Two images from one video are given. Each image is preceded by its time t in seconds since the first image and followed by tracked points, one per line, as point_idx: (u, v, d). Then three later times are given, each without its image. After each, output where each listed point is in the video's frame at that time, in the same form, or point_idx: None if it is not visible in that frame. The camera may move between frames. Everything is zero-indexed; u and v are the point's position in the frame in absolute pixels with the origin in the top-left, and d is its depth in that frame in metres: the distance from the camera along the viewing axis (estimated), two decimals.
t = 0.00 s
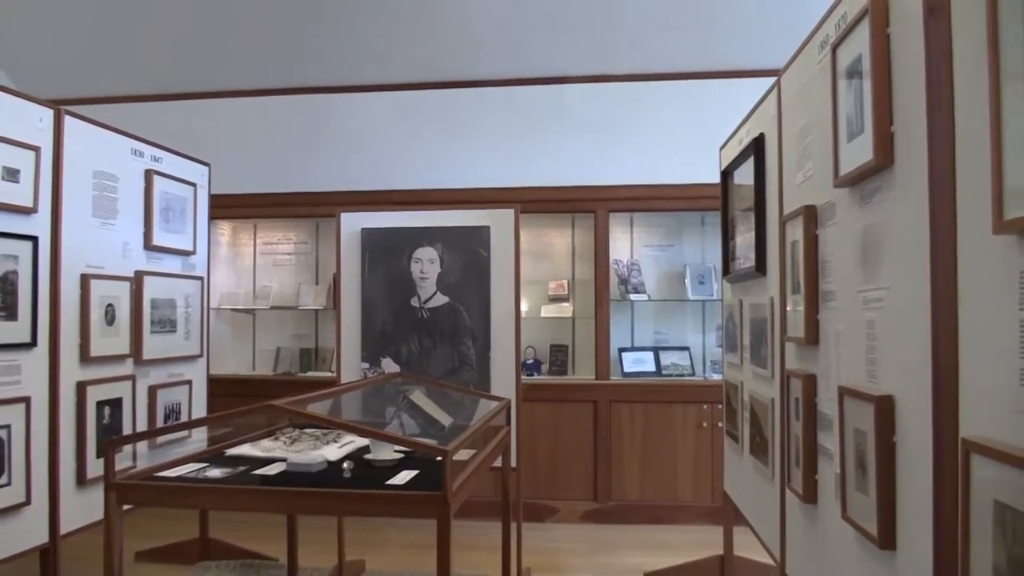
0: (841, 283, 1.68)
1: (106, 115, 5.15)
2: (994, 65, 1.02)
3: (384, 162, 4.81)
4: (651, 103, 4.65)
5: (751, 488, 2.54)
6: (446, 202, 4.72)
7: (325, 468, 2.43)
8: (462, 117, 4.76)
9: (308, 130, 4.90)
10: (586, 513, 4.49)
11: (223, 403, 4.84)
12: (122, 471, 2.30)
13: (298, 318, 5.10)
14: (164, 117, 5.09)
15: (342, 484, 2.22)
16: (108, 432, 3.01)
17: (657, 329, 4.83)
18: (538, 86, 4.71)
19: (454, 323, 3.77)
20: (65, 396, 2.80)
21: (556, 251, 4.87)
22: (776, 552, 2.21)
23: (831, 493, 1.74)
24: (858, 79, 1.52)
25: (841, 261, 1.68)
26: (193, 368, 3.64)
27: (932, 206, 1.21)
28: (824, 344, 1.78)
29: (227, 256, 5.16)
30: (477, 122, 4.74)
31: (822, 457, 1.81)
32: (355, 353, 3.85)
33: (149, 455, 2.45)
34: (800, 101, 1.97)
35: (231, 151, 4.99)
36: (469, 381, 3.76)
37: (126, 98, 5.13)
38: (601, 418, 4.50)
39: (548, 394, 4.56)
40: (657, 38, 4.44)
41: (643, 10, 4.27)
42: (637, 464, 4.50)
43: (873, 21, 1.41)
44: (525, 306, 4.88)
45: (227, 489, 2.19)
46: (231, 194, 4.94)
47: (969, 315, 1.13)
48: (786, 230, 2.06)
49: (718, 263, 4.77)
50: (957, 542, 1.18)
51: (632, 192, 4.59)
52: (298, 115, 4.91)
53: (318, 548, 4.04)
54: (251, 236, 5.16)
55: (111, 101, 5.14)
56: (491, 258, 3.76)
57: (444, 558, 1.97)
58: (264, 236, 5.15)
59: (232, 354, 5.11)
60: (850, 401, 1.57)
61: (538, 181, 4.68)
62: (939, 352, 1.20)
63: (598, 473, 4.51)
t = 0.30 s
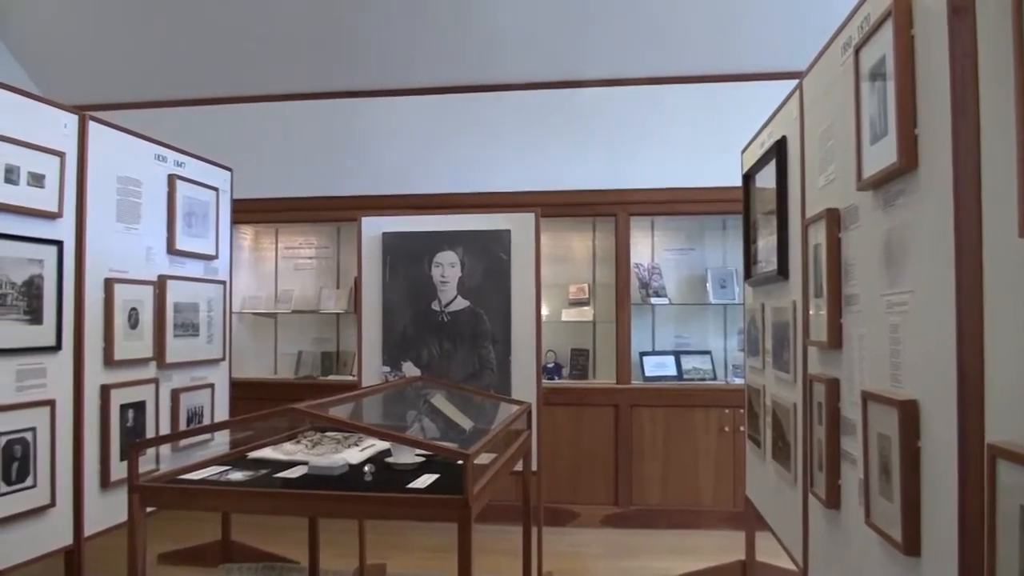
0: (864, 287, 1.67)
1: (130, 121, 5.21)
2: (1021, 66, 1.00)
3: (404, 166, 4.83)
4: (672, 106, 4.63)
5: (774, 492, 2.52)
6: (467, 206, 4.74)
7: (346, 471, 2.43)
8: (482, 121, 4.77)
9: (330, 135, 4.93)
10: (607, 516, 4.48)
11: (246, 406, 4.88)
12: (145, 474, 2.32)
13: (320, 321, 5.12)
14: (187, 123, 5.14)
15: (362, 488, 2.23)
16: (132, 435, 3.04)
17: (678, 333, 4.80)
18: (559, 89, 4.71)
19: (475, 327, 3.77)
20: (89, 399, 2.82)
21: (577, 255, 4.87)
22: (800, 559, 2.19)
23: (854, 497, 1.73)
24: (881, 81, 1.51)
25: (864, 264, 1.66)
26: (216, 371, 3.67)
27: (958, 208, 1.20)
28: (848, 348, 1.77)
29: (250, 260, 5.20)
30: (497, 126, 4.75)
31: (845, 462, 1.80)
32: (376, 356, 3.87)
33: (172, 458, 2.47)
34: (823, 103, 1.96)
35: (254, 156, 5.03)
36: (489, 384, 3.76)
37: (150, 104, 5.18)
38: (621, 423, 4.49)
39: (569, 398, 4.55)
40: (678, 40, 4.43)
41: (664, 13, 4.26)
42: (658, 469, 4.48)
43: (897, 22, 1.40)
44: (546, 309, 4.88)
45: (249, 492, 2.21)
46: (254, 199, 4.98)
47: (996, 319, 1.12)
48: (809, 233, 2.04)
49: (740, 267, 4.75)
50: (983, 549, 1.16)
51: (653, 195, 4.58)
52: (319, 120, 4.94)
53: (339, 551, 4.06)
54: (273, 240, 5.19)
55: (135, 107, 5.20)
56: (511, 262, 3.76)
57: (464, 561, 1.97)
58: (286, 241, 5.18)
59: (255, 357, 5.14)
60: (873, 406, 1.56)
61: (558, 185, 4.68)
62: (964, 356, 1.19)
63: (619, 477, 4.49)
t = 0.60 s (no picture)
0: (882, 289, 1.66)
1: (149, 124, 5.25)
2: None
3: (420, 168, 4.84)
4: (689, 108, 4.62)
5: (791, 496, 2.51)
6: (483, 208, 4.75)
7: (362, 473, 2.44)
8: (498, 124, 4.77)
9: (347, 138, 4.95)
10: (623, 520, 4.47)
11: (263, 408, 4.90)
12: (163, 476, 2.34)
13: (336, 324, 5.14)
14: (204, 126, 5.17)
15: (378, 490, 2.24)
16: (149, 437, 3.06)
17: (694, 335, 4.79)
18: (575, 91, 4.70)
19: (491, 330, 3.78)
20: (107, 401, 2.85)
21: (592, 257, 4.86)
22: (817, 563, 2.17)
23: (872, 501, 1.72)
24: (899, 82, 1.50)
25: (882, 266, 1.65)
26: (233, 374, 3.69)
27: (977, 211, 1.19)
28: (865, 350, 1.76)
29: (267, 263, 5.23)
30: (513, 128, 4.76)
31: (863, 465, 1.78)
32: (392, 359, 3.88)
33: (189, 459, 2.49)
34: (840, 105, 1.95)
35: (270, 159, 5.05)
36: (505, 387, 3.76)
37: (168, 108, 5.22)
38: (637, 425, 4.48)
39: (584, 400, 4.55)
40: (694, 42, 4.41)
41: (679, 14, 4.25)
42: (674, 472, 4.47)
43: (915, 24, 1.39)
44: (561, 312, 4.88)
45: (265, 493, 2.22)
46: (271, 202, 5.01)
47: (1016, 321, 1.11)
48: (827, 235, 2.03)
49: (756, 270, 4.73)
50: (1004, 553, 1.15)
51: (669, 198, 4.57)
52: (335, 124, 4.97)
53: (355, 553, 4.07)
54: (290, 243, 5.21)
55: (154, 111, 5.24)
56: (527, 265, 3.76)
57: (480, 564, 1.97)
58: (302, 243, 5.20)
59: (272, 360, 5.16)
60: (891, 409, 1.55)
61: (574, 187, 4.68)
62: (985, 359, 1.18)
63: (635, 480, 4.48)
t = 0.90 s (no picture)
0: (898, 291, 1.65)
1: (164, 127, 5.28)
2: None
3: (434, 170, 4.85)
4: (703, 109, 4.61)
5: (806, 498, 2.49)
6: (496, 210, 4.75)
7: (376, 474, 2.45)
8: (511, 125, 4.78)
9: (361, 140, 4.96)
10: (637, 521, 4.46)
11: (277, 410, 4.92)
12: (178, 476, 2.35)
13: (350, 325, 5.15)
14: (219, 128, 5.20)
15: (393, 491, 2.24)
16: (164, 438, 3.08)
17: (708, 337, 4.77)
18: (589, 92, 4.70)
19: (504, 331, 3.78)
20: (122, 403, 2.87)
21: (606, 259, 4.85)
22: (833, 566, 2.16)
23: (888, 503, 1.70)
24: (915, 83, 1.49)
25: (898, 268, 1.64)
26: (248, 375, 3.70)
27: (994, 212, 1.19)
28: (881, 352, 1.75)
29: (281, 265, 5.25)
30: (526, 130, 4.76)
31: (879, 468, 1.77)
32: (406, 360, 3.89)
33: (203, 460, 2.49)
34: (855, 105, 1.94)
35: (285, 161, 5.08)
36: (519, 389, 3.76)
37: (183, 110, 5.25)
38: (652, 427, 4.47)
39: (598, 402, 4.54)
40: (709, 42, 4.40)
41: (693, 15, 4.24)
42: (689, 474, 4.45)
43: (930, 24, 1.38)
44: (575, 313, 4.87)
45: (280, 495, 2.23)
46: (285, 204, 5.03)
47: None
48: (842, 236, 2.02)
49: (771, 271, 4.70)
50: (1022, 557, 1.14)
51: (683, 199, 4.56)
52: (350, 126, 4.99)
53: (369, 554, 4.08)
54: (304, 245, 5.23)
55: (169, 113, 5.27)
56: (541, 266, 3.76)
57: (494, 565, 1.97)
58: (316, 245, 5.22)
59: (286, 361, 5.18)
60: (907, 411, 1.54)
61: (587, 189, 4.67)
62: (1002, 360, 1.17)
63: (649, 481, 4.47)
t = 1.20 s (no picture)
0: (921, 291, 1.63)
1: (187, 129, 5.33)
2: None
3: (454, 171, 4.86)
4: (725, 109, 4.58)
5: (828, 500, 2.47)
6: (515, 211, 4.76)
7: (396, 474, 2.45)
8: (530, 126, 4.78)
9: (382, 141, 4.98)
10: (657, 523, 4.45)
11: (298, 410, 4.95)
12: (200, 475, 2.37)
13: (370, 326, 5.17)
14: (241, 130, 5.23)
15: (413, 491, 2.24)
16: (187, 437, 3.10)
17: (729, 338, 4.75)
18: (609, 92, 4.69)
19: (524, 331, 3.78)
20: (145, 402, 2.89)
21: (625, 260, 4.84)
22: (854, 568, 2.14)
23: (911, 506, 1.69)
24: (938, 81, 1.48)
25: (921, 268, 1.63)
26: (269, 375, 3.73)
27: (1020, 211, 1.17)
28: (904, 353, 1.73)
29: (302, 266, 5.28)
30: (545, 130, 4.76)
31: (902, 471, 1.76)
32: (426, 361, 3.89)
33: (225, 459, 2.51)
34: (877, 104, 1.92)
35: (306, 162, 5.11)
36: (538, 389, 3.76)
37: (205, 112, 5.29)
38: (671, 428, 4.46)
39: (618, 403, 4.53)
40: (730, 42, 4.38)
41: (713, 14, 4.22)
42: (709, 475, 4.43)
43: (954, 22, 1.37)
44: (594, 314, 4.86)
45: (301, 494, 2.24)
46: (306, 205, 5.06)
47: None
48: (864, 236, 2.00)
49: (792, 272, 4.67)
50: None
51: (702, 199, 4.55)
52: (370, 127, 5.01)
53: (390, 553, 4.09)
54: (324, 245, 5.26)
55: (192, 115, 5.32)
56: (560, 267, 3.76)
57: (513, 566, 1.97)
58: (336, 246, 5.24)
59: (306, 361, 5.21)
60: (930, 413, 1.52)
61: (607, 189, 4.67)
62: None
63: (669, 483, 4.46)
